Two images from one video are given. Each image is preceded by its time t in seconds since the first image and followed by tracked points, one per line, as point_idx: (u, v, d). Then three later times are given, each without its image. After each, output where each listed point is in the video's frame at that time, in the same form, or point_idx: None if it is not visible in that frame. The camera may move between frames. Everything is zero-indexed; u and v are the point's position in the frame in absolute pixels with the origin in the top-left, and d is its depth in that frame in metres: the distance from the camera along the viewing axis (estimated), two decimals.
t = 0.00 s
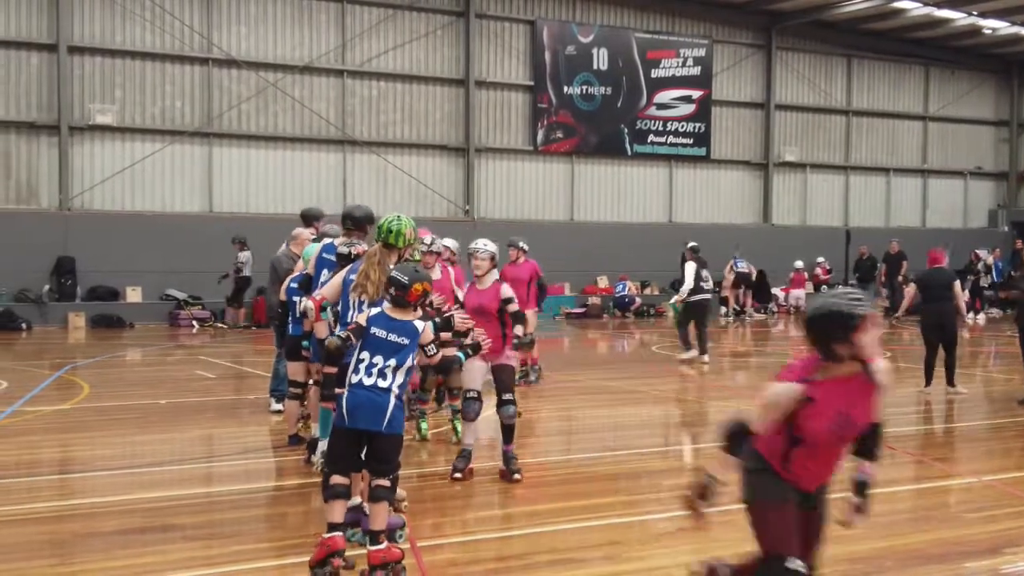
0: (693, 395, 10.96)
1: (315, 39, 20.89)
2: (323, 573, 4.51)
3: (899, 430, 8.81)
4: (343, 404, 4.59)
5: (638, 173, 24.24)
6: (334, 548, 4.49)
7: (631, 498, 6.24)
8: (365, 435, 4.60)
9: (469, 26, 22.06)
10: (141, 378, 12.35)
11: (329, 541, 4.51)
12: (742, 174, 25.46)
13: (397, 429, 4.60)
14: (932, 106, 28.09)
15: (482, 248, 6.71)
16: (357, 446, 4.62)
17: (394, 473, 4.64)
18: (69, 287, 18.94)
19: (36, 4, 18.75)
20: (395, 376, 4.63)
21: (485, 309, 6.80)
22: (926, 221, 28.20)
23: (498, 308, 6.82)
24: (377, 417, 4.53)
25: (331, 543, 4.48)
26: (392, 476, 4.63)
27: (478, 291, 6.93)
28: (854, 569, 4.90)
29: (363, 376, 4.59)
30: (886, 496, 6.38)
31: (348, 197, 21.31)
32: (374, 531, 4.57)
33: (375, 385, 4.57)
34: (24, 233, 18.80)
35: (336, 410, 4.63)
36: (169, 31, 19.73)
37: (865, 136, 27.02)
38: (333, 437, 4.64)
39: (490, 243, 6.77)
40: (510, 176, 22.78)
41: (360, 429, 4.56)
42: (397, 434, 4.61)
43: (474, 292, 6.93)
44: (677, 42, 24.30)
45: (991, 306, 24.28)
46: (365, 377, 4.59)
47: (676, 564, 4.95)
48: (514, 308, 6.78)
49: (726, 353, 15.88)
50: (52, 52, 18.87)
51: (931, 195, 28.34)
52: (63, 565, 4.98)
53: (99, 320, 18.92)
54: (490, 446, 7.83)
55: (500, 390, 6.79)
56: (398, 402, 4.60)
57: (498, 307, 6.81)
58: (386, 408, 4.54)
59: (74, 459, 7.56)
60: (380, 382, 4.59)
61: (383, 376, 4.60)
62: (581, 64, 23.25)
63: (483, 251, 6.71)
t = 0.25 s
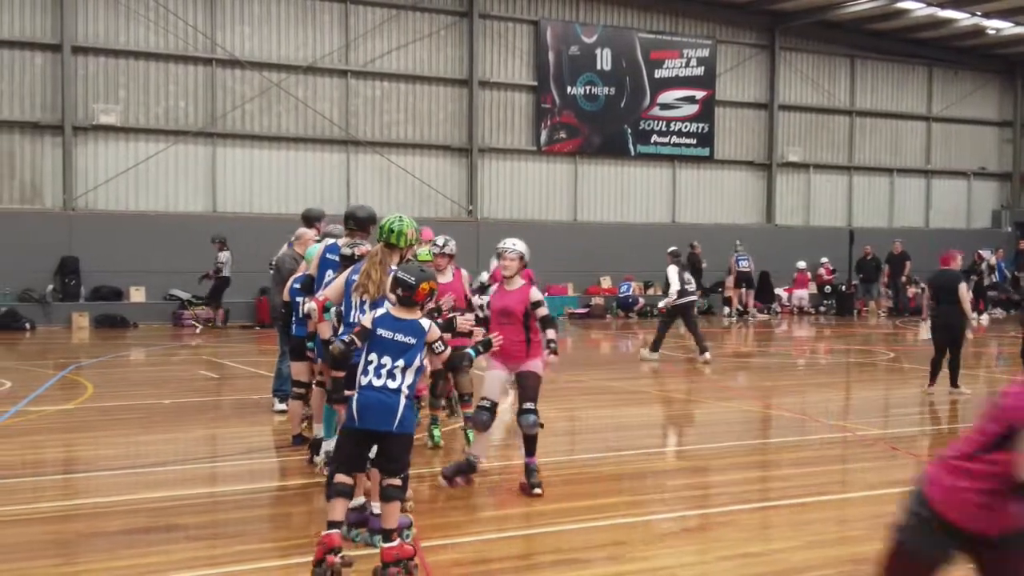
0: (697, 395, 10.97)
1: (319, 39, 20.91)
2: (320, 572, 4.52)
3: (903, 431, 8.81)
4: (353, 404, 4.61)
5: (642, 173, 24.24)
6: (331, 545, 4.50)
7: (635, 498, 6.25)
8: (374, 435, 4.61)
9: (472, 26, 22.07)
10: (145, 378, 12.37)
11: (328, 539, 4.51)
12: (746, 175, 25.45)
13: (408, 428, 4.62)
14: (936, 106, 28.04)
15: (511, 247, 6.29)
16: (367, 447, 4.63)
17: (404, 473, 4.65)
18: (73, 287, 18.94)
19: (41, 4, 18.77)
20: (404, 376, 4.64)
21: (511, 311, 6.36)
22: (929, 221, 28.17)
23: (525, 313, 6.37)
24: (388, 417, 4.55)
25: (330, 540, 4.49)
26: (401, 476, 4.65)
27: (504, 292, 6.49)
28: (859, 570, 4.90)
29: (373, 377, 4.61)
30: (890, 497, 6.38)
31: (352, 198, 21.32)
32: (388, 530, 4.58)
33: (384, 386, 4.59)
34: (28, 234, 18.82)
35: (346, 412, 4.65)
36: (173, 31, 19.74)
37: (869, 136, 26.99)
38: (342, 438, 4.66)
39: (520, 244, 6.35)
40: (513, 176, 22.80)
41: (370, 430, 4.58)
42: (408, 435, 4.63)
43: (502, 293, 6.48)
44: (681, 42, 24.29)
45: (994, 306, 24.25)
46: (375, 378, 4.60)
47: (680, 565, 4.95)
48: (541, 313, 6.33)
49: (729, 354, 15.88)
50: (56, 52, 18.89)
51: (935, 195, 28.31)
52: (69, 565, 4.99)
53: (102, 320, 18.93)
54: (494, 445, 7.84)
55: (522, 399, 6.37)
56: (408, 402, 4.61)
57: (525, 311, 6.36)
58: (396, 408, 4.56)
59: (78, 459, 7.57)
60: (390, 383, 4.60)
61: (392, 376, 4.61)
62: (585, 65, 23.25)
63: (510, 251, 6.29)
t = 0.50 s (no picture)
0: (701, 395, 10.96)
1: (323, 39, 20.92)
2: (346, 570, 4.60)
3: (907, 431, 8.81)
4: (367, 408, 4.72)
5: (646, 174, 24.23)
6: (358, 546, 4.58)
7: (639, 499, 6.25)
8: (389, 436, 4.73)
9: (476, 27, 22.08)
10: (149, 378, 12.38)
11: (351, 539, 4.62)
12: (750, 175, 25.43)
13: (421, 429, 4.74)
14: (940, 107, 28.00)
15: (541, 245, 6.03)
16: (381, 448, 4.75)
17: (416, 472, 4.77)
18: (77, 287, 18.96)
19: (45, 4, 18.80)
20: (416, 378, 4.76)
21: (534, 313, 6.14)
22: (933, 221, 28.11)
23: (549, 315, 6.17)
24: (401, 419, 4.67)
25: (355, 540, 4.59)
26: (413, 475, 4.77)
27: (525, 293, 6.23)
28: (863, 571, 4.89)
29: (384, 382, 4.72)
30: (894, 497, 6.38)
31: (356, 198, 21.33)
32: (394, 530, 4.65)
33: (396, 389, 4.70)
34: (33, 234, 18.83)
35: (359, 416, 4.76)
36: (177, 31, 19.76)
37: (873, 137, 26.96)
38: (357, 441, 4.78)
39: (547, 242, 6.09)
40: (517, 176, 22.80)
41: (384, 432, 4.70)
42: (421, 435, 4.75)
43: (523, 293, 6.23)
44: (685, 42, 24.28)
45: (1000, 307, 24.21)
46: (386, 382, 4.71)
47: (684, 565, 4.95)
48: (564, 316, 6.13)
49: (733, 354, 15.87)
50: (61, 52, 18.92)
51: (939, 196, 28.25)
52: (72, 565, 4.99)
53: (106, 320, 18.95)
54: (499, 446, 7.83)
55: (545, 407, 6.15)
56: (420, 402, 4.74)
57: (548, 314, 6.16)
58: (409, 410, 4.68)
59: (82, 459, 7.57)
60: (402, 386, 4.72)
61: (404, 379, 4.72)
62: (589, 65, 23.23)
63: (537, 250, 6.03)
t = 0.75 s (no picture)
0: (705, 396, 10.95)
1: (328, 38, 20.94)
2: (353, 572, 4.62)
3: (911, 431, 8.81)
4: (373, 407, 4.77)
5: (650, 174, 24.22)
6: (365, 547, 4.60)
7: (642, 499, 6.24)
8: (395, 438, 4.75)
9: (480, 27, 22.09)
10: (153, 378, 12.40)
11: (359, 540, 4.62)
12: (754, 175, 25.42)
13: (427, 429, 4.78)
14: (945, 107, 27.95)
15: (542, 250, 5.63)
16: (388, 450, 4.78)
17: (419, 473, 4.79)
18: (82, 287, 18.98)
19: (50, 4, 18.82)
20: (422, 377, 4.82)
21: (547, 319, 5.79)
22: (938, 221, 28.06)
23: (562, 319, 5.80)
24: (408, 418, 4.71)
25: (364, 542, 4.60)
26: (416, 476, 4.79)
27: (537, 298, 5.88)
28: (867, 571, 4.89)
29: (390, 380, 4.78)
30: (898, 497, 6.37)
31: (360, 198, 21.34)
32: (395, 530, 4.65)
33: (402, 388, 4.76)
34: (38, 234, 18.85)
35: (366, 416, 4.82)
36: (182, 31, 19.78)
37: (877, 137, 26.92)
38: (363, 442, 4.82)
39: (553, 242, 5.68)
40: (521, 176, 22.80)
41: (391, 431, 4.74)
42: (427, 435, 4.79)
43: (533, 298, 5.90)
44: (689, 42, 24.28)
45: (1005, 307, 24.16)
46: (392, 381, 4.78)
47: (688, 565, 4.95)
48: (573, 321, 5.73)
49: (737, 354, 15.87)
50: (65, 52, 18.95)
51: (944, 196, 28.20)
52: (77, 564, 5.00)
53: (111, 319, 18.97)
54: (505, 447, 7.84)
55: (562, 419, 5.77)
56: (426, 401, 4.78)
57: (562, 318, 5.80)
58: (416, 409, 4.73)
59: (86, 458, 7.59)
60: (408, 385, 4.78)
61: (410, 378, 4.79)
62: (593, 65, 23.23)
63: (541, 253, 5.63)
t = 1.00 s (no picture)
0: (709, 396, 10.95)
1: (332, 38, 20.95)
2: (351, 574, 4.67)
3: (915, 431, 8.80)
4: (379, 406, 4.77)
5: (654, 174, 24.21)
6: (364, 551, 4.63)
7: (646, 500, 6.24)
8: (400, 436, 4.77)
9: (485, 27, 22.09)
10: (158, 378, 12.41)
11: (357, 543, 4.65)
12: (759, 175, 25.39)
13: (432, 429, 4.78)
14: (950, 107, 27.90)
15: (545, 256, 5.25)
16: (392, 448, 4.79)
17: (422, 474, 4.79)
18: (87, 287, 19.00)
19: (55, 4, 18.85)
20: (429, 376, 4.82)
21: (559, 328, 5.41)
22: (943, 221, 27.99)
23: (576, 327, 5.44)
24: (414, 417, 4.72)
25: (362, 547, 4.63)
26: (419, 477, 4.79)
27: (544, 304, 5.48)
28: (873, 572, 4.88)
29: (398, 379, 4.78)
30: (902, 497, 6.36)
31: (364, 198, 21.35)
32: (399, 531, 4.67)
33: (409, 386, 4.76)
34: (43, 233, 18.88)
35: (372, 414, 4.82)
36: (186, 31, 19.80)
37: (882, 137, 26.87)
38: (368, 440, 4.82)
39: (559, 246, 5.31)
40: (526, 176, 22.80)
41: (396, 430, 4.74)
42: (432, 435, 4.80)
43: (539, 305, 5.49)
44: (694, 42, 24.27)
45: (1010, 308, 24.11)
46: (399, 379, 4.78)
47: (693, 566, 4.94)
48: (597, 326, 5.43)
49: (741, 355, 15.86)
50: (70, 53, 18.97)
51: (949, 196, 28.14)
52: (80, 564, 5.00)
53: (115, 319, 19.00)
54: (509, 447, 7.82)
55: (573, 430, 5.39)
56: (432, 400, 4.79)
57: (576, 326, 5.44)
58: (421, 408, 4.73)
59: (90, 458, 7.59)
60: (415, 383, 4.78)
61: (417, 377, 4.78)
62: (598, 65, 23.23)
63: (548, 259, 5.26)
